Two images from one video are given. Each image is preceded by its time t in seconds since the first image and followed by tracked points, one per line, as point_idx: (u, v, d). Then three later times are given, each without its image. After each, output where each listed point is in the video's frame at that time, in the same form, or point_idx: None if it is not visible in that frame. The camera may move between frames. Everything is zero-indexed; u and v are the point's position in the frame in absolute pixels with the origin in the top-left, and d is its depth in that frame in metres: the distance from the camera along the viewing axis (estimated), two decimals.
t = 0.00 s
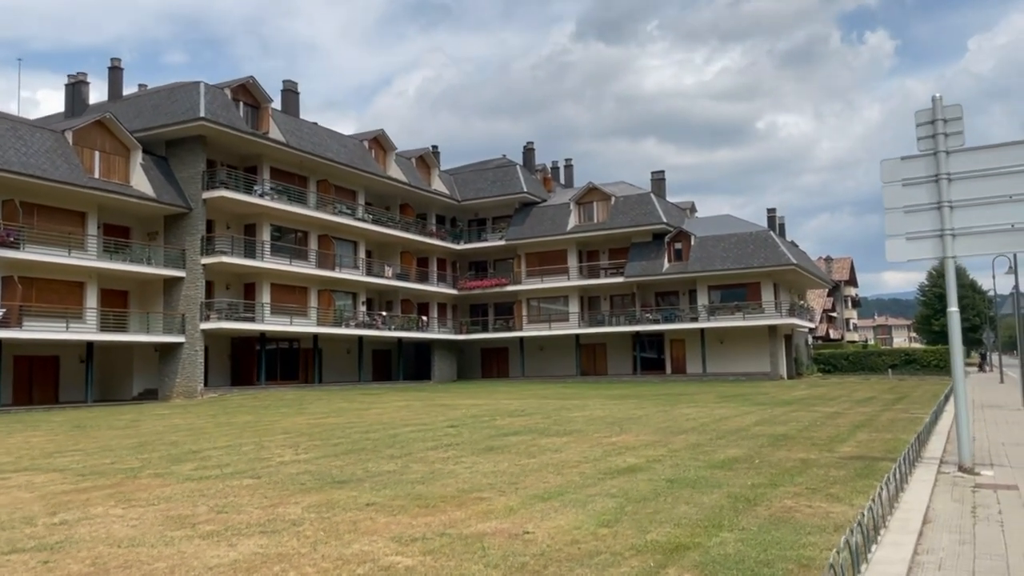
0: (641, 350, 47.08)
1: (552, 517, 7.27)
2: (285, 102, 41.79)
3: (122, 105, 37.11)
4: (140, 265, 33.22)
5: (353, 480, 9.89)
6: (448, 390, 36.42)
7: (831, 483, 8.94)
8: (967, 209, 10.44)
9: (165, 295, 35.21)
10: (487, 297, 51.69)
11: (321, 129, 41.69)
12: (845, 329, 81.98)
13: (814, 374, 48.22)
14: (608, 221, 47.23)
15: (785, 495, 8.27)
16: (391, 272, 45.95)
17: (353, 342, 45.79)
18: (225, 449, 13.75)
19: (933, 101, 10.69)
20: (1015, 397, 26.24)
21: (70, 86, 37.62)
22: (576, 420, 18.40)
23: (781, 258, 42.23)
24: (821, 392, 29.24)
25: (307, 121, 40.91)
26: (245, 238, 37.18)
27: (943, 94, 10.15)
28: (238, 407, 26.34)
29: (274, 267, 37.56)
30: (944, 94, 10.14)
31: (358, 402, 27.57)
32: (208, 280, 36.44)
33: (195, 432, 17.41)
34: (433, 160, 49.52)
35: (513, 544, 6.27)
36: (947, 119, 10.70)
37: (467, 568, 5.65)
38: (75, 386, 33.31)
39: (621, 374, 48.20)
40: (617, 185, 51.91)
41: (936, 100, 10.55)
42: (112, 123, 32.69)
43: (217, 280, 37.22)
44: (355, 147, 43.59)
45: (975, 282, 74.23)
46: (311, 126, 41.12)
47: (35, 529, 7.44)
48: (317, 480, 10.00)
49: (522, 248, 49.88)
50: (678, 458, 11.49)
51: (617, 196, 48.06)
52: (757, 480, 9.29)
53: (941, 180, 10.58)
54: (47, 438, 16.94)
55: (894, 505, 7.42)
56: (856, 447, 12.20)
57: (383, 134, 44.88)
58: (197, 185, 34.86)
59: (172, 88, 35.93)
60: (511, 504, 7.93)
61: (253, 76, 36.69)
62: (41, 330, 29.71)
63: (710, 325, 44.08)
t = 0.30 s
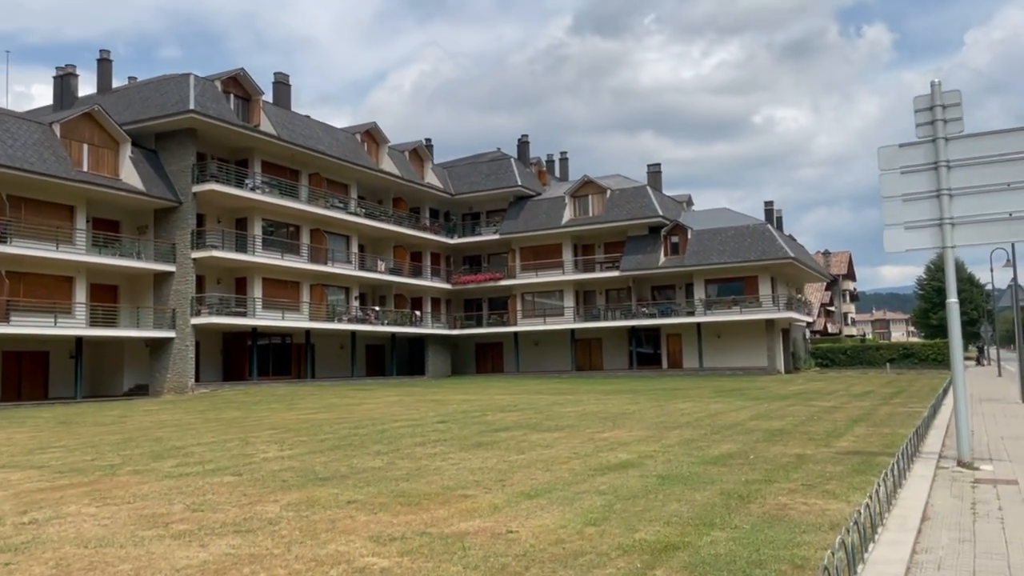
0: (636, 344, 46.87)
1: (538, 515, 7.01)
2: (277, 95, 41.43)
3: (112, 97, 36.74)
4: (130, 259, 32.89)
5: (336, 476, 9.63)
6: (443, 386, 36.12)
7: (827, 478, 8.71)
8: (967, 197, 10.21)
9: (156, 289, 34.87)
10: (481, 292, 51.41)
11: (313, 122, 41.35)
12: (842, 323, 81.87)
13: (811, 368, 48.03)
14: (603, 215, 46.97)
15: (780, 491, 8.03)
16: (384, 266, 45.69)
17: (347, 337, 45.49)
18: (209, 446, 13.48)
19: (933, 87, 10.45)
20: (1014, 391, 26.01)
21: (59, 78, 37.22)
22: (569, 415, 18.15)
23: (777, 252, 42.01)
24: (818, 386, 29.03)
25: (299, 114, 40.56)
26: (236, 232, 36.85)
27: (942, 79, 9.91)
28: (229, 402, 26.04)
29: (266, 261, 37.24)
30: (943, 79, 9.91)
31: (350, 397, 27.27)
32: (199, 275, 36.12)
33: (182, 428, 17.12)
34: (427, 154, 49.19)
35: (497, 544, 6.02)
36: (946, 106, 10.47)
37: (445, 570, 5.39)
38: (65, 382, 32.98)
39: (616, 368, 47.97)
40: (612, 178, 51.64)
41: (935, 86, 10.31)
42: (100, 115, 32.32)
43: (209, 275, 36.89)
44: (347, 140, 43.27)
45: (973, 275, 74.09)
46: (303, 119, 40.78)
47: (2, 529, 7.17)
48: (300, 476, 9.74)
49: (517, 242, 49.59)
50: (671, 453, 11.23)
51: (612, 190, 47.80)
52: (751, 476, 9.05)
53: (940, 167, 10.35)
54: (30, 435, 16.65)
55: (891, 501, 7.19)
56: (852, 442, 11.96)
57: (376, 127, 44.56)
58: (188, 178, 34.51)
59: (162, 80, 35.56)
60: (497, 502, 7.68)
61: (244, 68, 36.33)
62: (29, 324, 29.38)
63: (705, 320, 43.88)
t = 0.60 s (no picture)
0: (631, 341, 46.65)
1: (523, 522, 6.76)
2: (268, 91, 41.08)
3: (100, 94, 36.37)
4: (119, 257, 32.53)
5: (319, 480, 9.35)
6: (435, 384, 35.87)
7: (822, 480, 8.46)
8: (964, 191, 9.97)
9: (145, 288, 34.50)
10: (475, 290, 51.14)
11: (304, 119, 40.99)
12: (836, 320, 81.87)
13: (805, 365, 47.90)
14: (597, 212, 46.71)
15: (773, 494, 7.78)
16: (377, 264, 45.40)
17: (339, 335, 45.18)
18: (192, 447, 13.19)
19: (928, 78, 10.21)
20: (1009, 388, 25.84)
21: (47, 75, 36.83)
22: (561, 414, 17.91)
23: (771, 248, 41.83)
24: (812, 383, 28.86)
25: (290, 110, 40.20)
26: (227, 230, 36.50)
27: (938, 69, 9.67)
28: (218, 402, 25.76)
29: (257, 259, 36.91)
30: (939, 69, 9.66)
31: (340, 396, 26.99)
32: (189, 273, 35.77)
33: (167, 429, 16.81)
34: (420, 151, 48.88)
35: (477, 553, 5.76)
36: (942, 97, 10.23)
37: None
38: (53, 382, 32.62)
39: (611, 365, 47.76)
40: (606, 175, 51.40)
41: (930, 78, 10.07)
42: (88, 112, 31.94)
43: (199, 273, 36.54)
44: (339, 137, 42.92)
45: (966, 272, 74.12)
46: (294, 115, 40.42)
47: None
48: (281, 480, 9.46)
49: (511, 239, 49.31)
50: (663, 453, 10.98)
51: (606, 186, 47.54)
52: (744, 477, 8.80)
53: (935, 161, 10.11)
54: (12, 436, 16.34)
55: (888, 505, 6.95)
56: (847, 441, 11.72)
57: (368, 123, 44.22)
58: (177, 176, 34.15)
59: (151, 77, 35.19)
60: (482, 507, 7.42)
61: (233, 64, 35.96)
62: (16, 324, 29.02)
63: (699, 317, 43.69)
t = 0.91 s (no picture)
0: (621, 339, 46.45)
1: (500, 526, 6.50)
2: (254, 88, 40.70)
3: (82, 91, 35.92)
4: (102, 256, 32.11)
5: (294, 482, 9.08)
6: (422, 382, 35.61)
7: (811, 480, 8.24)
8: (953, 184, 9.78)
9: (128, 287, 34.10)
10: (464, 288, 50.87)
11: (291, 115, 40.62)
12: (826, 318, 81.96)
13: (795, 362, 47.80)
14: (586, 209, 46.49)
15: (761, 495, 7.54)
16: (365, 262, 45.09)
17: (328, 335, 44.81)
18: (169, 449, 12.87)
19: (917, 68, 10.00)
20: (999, 385, 25.71)
21: (29, 72, 36.37)
22: (548, 413, 17.65)
23: (761, 245, 41.71)
24: (801, 380, 28.69)
25: (276, 107, 39.80)
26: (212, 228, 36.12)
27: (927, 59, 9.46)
28: (202, 403, 25.39)
29: (242, 258, 36.54)
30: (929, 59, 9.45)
31: (327, 396, 26.65)
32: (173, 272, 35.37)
33: (146, 431, 16.47)
34: (408, 148, 48.56)
35: (450, 560, 5.51)
36: (932, 88, 10.01)
37: None
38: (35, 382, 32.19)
39: (601, 364, 47.55)
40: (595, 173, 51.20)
41: (920, 68, 9.86)
42: (70, 109, 31.51)
43: (183, 272, 36.17)
44: (326, 134, 42.53)
45: (955, 269, 74.25)
46: (280, 112, 40.03)
47: None
48: (256, 483, 9.18)
49: (500, 237, 49.05)
50: (649, 453, 10.74)
51: (596, 183, 47.32)
52: (731, 477, 8.56)
53: (925, 153, 9.91)
54: None
55: (877, 506, 6.73)
56: (837, 439, 11.52)
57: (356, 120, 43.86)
58: (160, 173, 33.74)
59: (134, 73, 34.77)
60: (459, 510, 7.16)
61: (218, 60, 35.57)
62: None
63: (689, 314, 43.54)
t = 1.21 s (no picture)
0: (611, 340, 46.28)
1: (474, 535, 6.28)
2: (240, 89, 40.37)
3: (66, 92, 35.54)
4: (86, 259, 31.72)
5: (268, 490, 8.83)
6: (410, 384, 35.36)
7: (797, 484, 8.04)
8: (941, 180, 9.62)
9: (113, 290, 33.72)
10: (454, 289, 50.61)
11: (277, 116, 40.30)
12: (816, 317, 82.05)
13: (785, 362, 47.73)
14: (575, 210, 46.31)
15: (745, 501, 7.33)
16: (353, 264, 44.78)
17: (316, 337, 44.48)
18: (144, 455, 12.60)
19: (904, 62, 9.83)
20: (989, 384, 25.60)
21: (11, 73, 35.96)
22: (534, 415, 17.41)
23: (750, 245, 41.60)
24: (790, 380, 28.54)
25: (262, 108, 39.48)
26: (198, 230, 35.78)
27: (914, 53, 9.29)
28: (185, 406, 25.05)
29: (228, 259, 36.20)
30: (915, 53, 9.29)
31: (312, 399, 26.32)
32: (158, 274, 35.00)
33: (124, 436, 16.18)
34: (396, 149, 48.29)
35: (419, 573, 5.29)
36: (919, 83, 9.83)
37: None
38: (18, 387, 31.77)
39: (591, 365, 47.36)
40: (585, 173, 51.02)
41: (907, 62, 9.70)
42: (53, 110, 31.12)
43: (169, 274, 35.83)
44: (313, 134, 42.24)
45: (945, 269, 74.37)
46: (267, 113, 39.70)
47: None
48: (229, 491, 8.92)
49: (489, 238, 48.83)
50: (633, 456, 10.53)
51: (585, 183, 47.16)
52: (715, 482, 8.36)
53: (912, 149, 9.74)
54: None
55: (864, 512, 6.54)
56: (824, 441, 11.34)
57: (343, 121, 43.59)
58: (145, 175, 33.37)
59: (118, 74, 34.40)
60: (434, 518, 6.93)
61: (203, 61, 35.24)
62: None
63: (679, 314, 43.40)
